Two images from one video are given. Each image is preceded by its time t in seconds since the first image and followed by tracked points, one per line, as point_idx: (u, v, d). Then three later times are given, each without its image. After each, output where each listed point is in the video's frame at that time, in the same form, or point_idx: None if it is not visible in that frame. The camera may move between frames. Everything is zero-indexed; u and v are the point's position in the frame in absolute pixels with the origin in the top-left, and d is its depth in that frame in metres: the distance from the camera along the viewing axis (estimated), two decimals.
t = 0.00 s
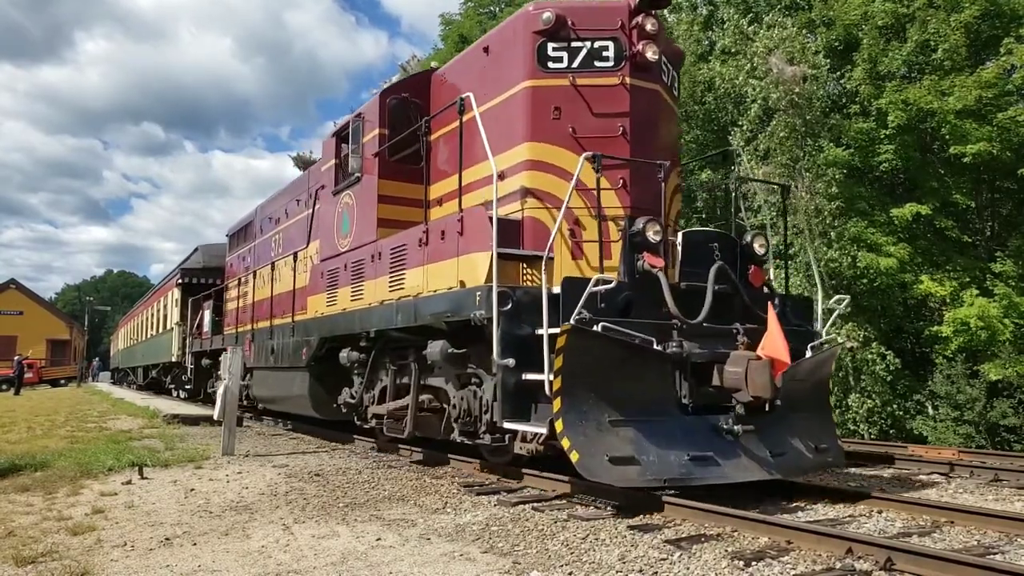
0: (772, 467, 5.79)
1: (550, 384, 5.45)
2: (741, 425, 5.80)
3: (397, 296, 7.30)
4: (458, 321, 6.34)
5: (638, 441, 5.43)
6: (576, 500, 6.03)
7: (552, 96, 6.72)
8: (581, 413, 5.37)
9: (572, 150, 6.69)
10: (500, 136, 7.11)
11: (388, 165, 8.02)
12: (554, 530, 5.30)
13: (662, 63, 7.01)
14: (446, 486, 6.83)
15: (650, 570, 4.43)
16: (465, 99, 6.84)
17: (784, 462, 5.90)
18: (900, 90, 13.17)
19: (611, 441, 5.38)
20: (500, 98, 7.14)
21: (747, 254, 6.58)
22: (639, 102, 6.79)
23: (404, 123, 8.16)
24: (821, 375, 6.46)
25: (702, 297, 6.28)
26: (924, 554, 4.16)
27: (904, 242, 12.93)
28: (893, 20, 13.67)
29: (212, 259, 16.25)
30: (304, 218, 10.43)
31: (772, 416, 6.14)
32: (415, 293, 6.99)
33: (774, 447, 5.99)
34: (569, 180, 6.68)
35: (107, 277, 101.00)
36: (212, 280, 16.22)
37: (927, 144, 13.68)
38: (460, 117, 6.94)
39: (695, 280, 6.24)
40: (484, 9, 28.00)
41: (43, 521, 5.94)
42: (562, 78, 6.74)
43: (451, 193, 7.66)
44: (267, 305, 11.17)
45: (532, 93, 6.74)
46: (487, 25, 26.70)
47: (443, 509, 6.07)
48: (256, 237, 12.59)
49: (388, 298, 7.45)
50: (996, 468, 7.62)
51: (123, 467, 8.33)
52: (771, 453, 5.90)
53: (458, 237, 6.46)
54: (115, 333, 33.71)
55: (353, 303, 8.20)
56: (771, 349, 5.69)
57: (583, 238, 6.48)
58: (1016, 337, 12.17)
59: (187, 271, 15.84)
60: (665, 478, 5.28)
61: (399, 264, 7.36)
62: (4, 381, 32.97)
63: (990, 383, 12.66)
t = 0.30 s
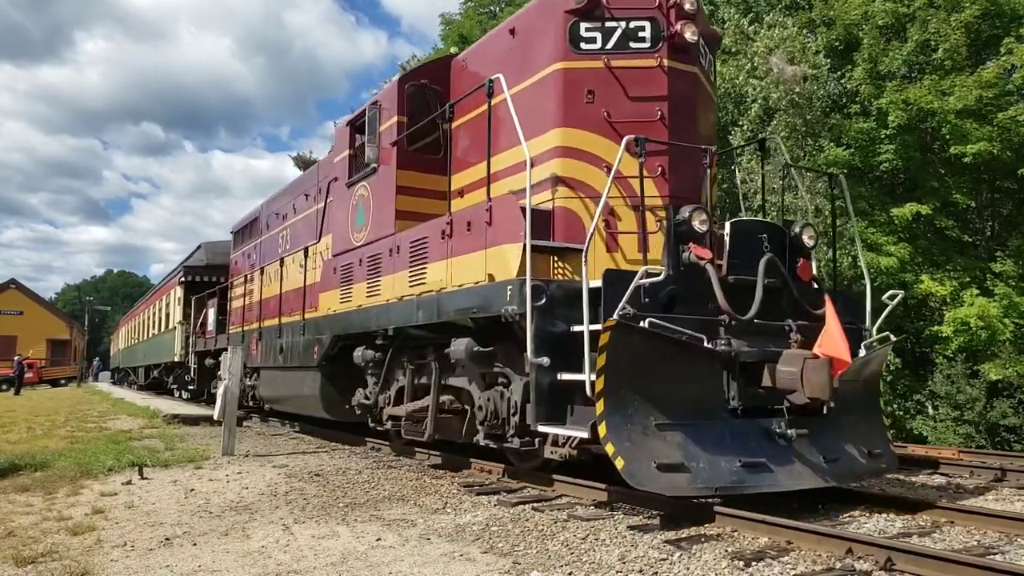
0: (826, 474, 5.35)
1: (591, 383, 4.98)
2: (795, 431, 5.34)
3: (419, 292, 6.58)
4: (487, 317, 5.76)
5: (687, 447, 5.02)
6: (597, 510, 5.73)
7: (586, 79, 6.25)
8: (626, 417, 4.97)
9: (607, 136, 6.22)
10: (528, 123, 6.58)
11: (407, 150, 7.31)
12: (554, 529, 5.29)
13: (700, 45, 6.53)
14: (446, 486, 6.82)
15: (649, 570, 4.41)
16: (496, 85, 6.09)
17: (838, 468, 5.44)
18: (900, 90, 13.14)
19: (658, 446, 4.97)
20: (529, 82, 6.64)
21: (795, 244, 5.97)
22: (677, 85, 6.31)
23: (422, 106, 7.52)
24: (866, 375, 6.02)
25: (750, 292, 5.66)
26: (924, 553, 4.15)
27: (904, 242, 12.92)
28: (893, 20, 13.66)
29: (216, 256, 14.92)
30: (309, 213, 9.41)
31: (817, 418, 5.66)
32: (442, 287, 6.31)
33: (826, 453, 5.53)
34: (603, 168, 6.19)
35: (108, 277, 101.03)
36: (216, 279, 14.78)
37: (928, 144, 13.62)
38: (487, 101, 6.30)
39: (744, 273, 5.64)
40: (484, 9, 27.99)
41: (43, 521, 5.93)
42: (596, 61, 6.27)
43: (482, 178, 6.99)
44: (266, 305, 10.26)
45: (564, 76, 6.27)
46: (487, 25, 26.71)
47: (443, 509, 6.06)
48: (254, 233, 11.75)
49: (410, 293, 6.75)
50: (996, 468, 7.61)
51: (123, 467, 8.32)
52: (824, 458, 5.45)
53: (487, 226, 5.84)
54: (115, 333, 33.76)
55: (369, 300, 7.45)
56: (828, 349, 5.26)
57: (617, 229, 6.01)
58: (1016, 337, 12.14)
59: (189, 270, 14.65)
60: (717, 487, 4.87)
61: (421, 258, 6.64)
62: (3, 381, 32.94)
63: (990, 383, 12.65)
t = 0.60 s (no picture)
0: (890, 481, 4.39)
1: (640, 388, 4.04)
2: (858, 434, 4.42)
3: (392, 301, 5.45)
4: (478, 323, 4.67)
5: (744, 454, 4.09)
6: (591, 510, 5.44)
7: (620, 60, 5.24)
8: (675, 420, 4.05)
9: (645, 119, 5.21)
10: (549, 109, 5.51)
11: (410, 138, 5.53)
12: (553, 530, 5.14)
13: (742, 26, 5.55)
14: (446, 486, 6.66)
15: (649, 570, 4.30)
16: (528, 60, 4.99)
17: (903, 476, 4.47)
18: (901, 90, 13.01)
19: (711, 452, 4.05)
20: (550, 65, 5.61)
21: (849, 236, 4.92)
22: (721, 67, 5.31)
23: (440, 93, 5.89)
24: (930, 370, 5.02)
25: (805, 288, 4.64)
26: (925, 553, 4.03)
27: (903, 242, 12.81)
28: (894, 20, 13.52)
29: (220, 253, 14.77)
30: (312, 211, 8.45)
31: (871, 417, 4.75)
32: (411, 295, 5.21)
33: (889, 459, 4.54)
34: (643, 153, 5.17)
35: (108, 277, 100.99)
36: (221, 276, 14.63)
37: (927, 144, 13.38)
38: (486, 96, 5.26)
39: (801, 267, 4.59)
40: (484, 9, 27.82)
41: (42, 521, 5.82)
42: (631, 39, 5.25)
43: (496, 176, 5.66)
44: (264, 308, 9.39)
45: (599, 54, 5.25)
46: (487, 25, 26.58)
47: (443, 509, 5.93)
48: (259, 231, 10.92)
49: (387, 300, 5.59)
50: (997, 470, 7.49)
51: (123, 466, 8.21)
52: (888, 465, 4.47)
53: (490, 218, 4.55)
54: (115, 334, 33.75)
55: (342, 306, 6.40)
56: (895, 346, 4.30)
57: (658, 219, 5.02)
58: (1016, 337, 12.00)
59: (192, 267, 14.45)
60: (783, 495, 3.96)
61: (393, 265, 5.48)
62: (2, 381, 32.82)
63: (990, 384, 12.53)
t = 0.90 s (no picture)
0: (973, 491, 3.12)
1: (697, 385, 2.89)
2: (935, 440, 3.13)
3: (410, 298, 5.12)
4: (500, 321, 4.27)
5: (816, 460, 2.89)
6: (592, 508, 4.31)
7: (663, 32, 3.92)
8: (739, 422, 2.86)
9: (694, 104, 3.87)
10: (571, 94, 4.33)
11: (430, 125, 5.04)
12: (552, 529, 4.12)
13: None
14: (447, 486, 5.72)
15: (650, 572, 3.34)
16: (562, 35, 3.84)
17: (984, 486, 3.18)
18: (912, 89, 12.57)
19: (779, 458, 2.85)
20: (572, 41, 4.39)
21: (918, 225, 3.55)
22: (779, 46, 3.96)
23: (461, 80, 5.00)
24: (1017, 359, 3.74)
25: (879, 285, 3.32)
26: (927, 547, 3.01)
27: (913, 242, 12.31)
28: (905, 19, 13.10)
29: (224, 251, 14.41)
30: (321, 207, 8.15)
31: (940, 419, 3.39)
32: (432, 292, 4.88)
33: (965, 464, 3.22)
34: (687, 137, 3.84)
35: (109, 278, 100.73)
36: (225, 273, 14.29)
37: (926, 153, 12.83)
38: (506, 86, 4.34)
39: (868, 260, 3.27)
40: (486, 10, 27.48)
41: (43, 522, 5.55)
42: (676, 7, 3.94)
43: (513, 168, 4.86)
44: (271, 306, 9.09)
45: (637, 31, 3.95)
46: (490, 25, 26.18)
47: (445, 508, 4.99)
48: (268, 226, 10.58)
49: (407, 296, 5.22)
50: None
51: (124, 467, 7.90)
52: (966, 473, 3.16)
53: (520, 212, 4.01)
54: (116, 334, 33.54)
55: (357, 303, 6.09)
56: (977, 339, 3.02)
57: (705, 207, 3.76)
58: None
59: (194, 266, 14.22)
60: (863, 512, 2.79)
61: (413, 259, 5.14)
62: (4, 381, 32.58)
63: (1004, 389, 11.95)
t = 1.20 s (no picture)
0: None
1: (773, 387, 2.61)
2: None
3: (434, 293, 4.83)
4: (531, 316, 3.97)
5: (904, 469, 2.59)
6: (592, 508, 4.05)
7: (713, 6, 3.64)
8: (822, 423, 2.56)
9: (748, 82, 3.59)
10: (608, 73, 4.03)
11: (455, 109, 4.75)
12: (553, 529, 3.88)
13: None
14: (447, 484, 5.38)
15: (648, 572, 3.16)
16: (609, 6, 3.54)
17: None
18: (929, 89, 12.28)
19: (866, 467, 2.56)
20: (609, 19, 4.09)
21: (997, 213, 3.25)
22: (835, 24, 3.72)
23: (488, 61, 4.71)
24: None
25: (962, 277, 3.04)
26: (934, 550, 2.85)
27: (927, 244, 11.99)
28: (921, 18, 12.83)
29: (230, 247, 14.09)
30: (332, 200, 7.88)
31: None
32: (458, 287, 4.59)
33: None
34: (741, 117, 3.55)
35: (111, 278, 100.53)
36: (229, 270, 13.95)
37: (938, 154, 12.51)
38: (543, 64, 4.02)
39: (951, 249, 2.99)
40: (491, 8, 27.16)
41: (42, 522, 5.25)
42: None
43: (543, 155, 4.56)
44: (279, 302, 8.80)
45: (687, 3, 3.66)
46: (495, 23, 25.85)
47: (443, 508, 4.74)
48: (274, 221, 10.29)
49: (429, 290, 4.94)
50: None
51: (124, 467, 7.60)
52: None
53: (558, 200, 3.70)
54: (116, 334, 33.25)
55: (374, 299, 5.81)
56: None
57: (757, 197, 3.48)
58: None
59: (198, 263, 13.90)
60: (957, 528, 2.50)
61: (437, 252, 4.85)
62: (4, 381, 32.30)
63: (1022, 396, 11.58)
